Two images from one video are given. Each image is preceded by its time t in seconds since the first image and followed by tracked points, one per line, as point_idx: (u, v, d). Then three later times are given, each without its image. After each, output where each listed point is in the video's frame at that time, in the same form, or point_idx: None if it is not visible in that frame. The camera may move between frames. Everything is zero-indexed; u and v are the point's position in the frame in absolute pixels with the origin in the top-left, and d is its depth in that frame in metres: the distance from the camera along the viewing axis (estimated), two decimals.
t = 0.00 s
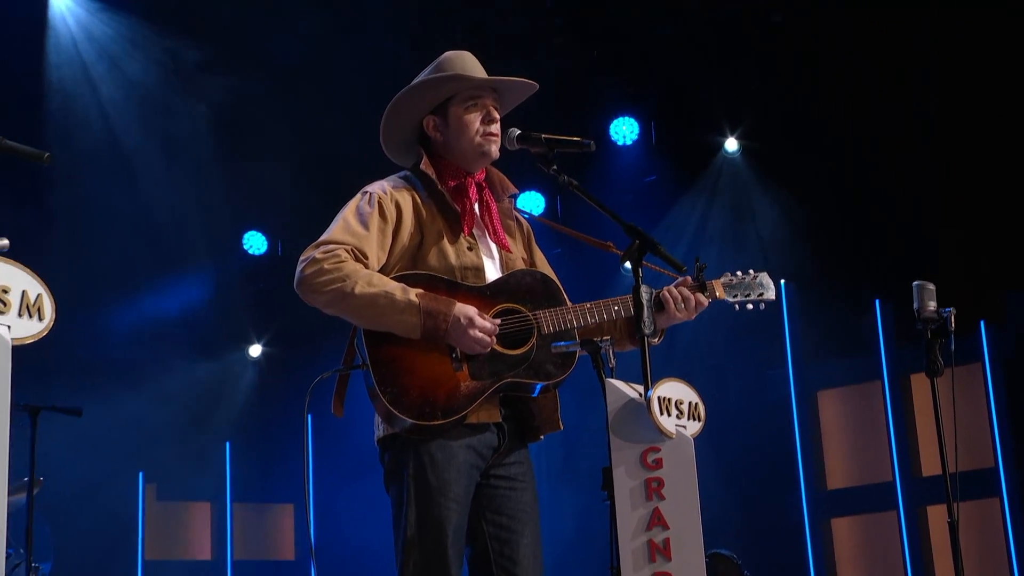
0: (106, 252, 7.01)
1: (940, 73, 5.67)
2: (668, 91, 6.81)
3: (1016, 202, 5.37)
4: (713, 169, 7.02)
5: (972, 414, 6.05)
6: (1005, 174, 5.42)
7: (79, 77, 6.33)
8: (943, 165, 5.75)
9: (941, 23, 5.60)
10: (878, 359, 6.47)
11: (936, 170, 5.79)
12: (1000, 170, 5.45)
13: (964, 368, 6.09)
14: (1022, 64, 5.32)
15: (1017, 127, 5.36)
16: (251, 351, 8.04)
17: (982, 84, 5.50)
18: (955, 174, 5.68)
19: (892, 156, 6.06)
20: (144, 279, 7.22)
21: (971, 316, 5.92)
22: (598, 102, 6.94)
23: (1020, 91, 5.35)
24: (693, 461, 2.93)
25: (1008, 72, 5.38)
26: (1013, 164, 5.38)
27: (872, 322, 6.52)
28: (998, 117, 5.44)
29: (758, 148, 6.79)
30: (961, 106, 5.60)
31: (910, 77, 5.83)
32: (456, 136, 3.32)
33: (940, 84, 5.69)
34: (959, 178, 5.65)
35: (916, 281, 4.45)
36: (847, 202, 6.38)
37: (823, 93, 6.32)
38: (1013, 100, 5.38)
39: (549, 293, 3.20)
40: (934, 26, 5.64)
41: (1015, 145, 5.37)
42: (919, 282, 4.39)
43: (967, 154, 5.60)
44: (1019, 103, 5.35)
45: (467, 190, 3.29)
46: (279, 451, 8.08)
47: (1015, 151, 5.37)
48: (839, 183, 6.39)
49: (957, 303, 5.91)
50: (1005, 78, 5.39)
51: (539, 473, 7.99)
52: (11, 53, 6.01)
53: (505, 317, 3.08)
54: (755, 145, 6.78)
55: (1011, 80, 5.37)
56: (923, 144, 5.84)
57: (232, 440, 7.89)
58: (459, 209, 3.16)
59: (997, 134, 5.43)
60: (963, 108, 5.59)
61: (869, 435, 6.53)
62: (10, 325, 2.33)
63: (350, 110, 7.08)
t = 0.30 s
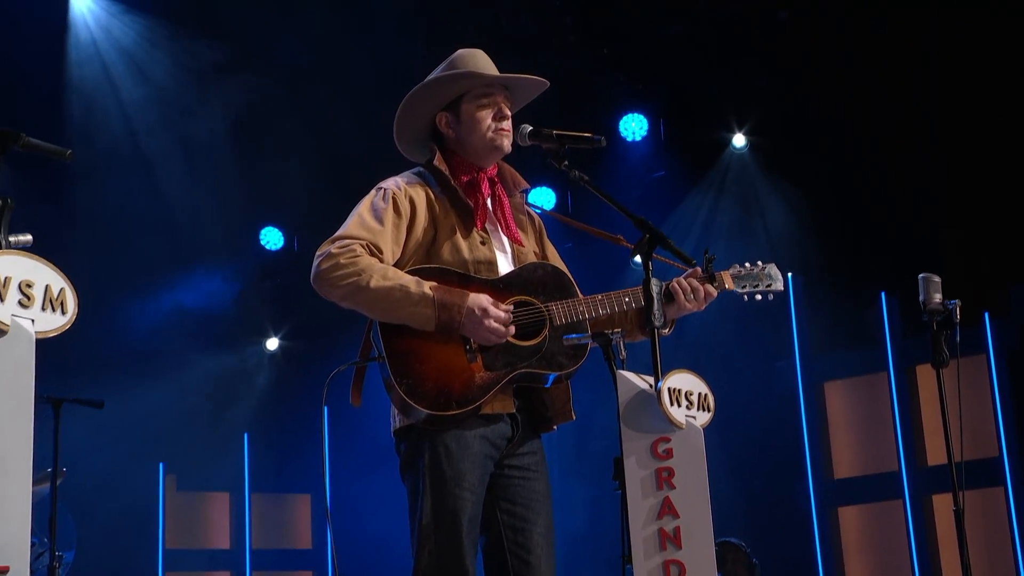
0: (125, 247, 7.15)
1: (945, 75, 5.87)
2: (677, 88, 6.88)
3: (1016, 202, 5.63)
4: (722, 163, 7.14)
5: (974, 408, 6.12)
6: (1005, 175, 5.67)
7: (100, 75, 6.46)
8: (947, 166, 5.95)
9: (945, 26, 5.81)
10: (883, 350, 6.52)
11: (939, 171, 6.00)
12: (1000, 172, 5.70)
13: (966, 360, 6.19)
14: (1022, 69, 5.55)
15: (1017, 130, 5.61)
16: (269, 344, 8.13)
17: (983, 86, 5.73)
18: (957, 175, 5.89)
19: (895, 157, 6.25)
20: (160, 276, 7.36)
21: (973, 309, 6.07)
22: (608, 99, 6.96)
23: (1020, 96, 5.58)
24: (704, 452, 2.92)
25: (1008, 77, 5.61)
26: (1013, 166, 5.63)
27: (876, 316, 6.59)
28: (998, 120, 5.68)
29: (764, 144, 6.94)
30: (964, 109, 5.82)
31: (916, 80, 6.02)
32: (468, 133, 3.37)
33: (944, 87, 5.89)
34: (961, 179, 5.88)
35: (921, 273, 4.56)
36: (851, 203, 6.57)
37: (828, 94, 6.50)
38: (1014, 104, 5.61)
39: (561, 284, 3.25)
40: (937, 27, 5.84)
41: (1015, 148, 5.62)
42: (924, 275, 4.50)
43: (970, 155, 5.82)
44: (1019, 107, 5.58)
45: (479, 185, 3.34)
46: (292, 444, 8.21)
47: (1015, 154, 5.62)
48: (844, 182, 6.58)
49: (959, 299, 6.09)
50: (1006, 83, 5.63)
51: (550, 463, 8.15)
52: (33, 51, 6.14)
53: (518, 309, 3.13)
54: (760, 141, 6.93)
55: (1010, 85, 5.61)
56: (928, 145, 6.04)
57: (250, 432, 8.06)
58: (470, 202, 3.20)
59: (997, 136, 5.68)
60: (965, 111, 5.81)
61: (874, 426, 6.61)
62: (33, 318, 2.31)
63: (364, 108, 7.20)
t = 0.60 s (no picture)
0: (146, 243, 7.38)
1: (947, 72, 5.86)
2: (687, 88, 6.95)
3: (1016, 201, 5.60)
4: (732, 160, 7.15)
5: (982, 400, 6.35)
6: (1005, 175, 5.64)
7: (122, 75, 6.60)
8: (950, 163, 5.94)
9: (946, 24, 5.81)
10: (891, 339, 6.73)
11: (941, 170, 5.98)
12: (1000, 169, 5.67)
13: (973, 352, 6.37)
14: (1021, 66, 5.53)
15: (1016, 127, 5.57)
16: (286, 338, 8.35)
17: (982, 89, 5.72)
18: (959, 173, 5.88)
19: (900, 155, 6.24)
20: (182, 270, 7.59)
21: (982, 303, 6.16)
22: (619, 99, 7.06)
23: (1020, 92, 5.55)
24: (715, 444, 2.99)
25: (1008, 74, 5.58)
26: (1012, 163, 5.60)
27: (885, 310, 6.74)
28: (998, 116, 5.65)
29: (774, 140, 6.93)
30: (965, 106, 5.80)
31: (920, 78, 6.01)
32: (478, 132, 3.35)
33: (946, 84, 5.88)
34: (963, 176, 5.85)
35: (929, 268, 4.58)
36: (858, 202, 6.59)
37: (833, 93, 6.50)
38: (1013, 101, 5.58)
39: (574, 276, 3.27)
40: (939, 27, 5.85)
41: (1015, 144, 5.58)
42: (933, 269, 4.54)
43: (970, 152, 5.80)
44: (1018, 103, 5.55)
45: (492, 181, 3.31)
46: (311, 435, 8.44)
47: (1015, 151, 5.58)
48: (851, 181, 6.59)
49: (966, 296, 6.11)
50: (1005, 79, 5.60)
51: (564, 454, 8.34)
52: (58, 54, 6.28)
53: (533, 301, 3.16)
54: (770, 137, 6.92)
55: (1010, 82, 5.58)
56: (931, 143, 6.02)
57: (269, 424, 8.29)
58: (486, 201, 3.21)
59: (997, 139, 5.65)
60: (967, 108, 5.79)
61: (882, 416, 6.86)
62: (58, 313, 2.40)
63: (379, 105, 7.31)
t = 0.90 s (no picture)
0: (166, 236, 7.54)
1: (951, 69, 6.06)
2: (691, 84, 6.96)
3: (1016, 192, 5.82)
4: (741, 152, 7.25)
5: (989, 389, 6.43)
6: (1006, 167, 5.88)
7: (142, 70, 6.73)
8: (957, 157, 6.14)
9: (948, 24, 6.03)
10: (898, 329, 6.88)
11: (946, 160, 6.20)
12: (1001, 161, 5.90)
13: (981, 341, 6.46)
14: (1020, 63, 5.76)
15: (1017, 122, 5.81)
16: (304, 330, 8.50)
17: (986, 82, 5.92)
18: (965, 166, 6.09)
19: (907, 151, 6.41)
20: (202, 263, 7.77)
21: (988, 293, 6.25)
22: (630, 94, 7.08)
23: (1020, 88, 5.78)
24: (726, 434, 3.05)
25: (1006, 71, 5.81)
26: (1014, 155, 5.84)
27: (891, 301, 6.91)
28: (999, 111, 5.88)
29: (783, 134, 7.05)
30: (968, 102, 6.00)
31: (925, 75, 6.21)
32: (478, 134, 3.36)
33: (951, 81, 6.08)
34: (969, 170, 6.06)
35: (935, 259, 4.67)
36: (869, 199, 6.74)
37: (840, 89, 6.64)
38: (1014, 97, 5.81)
39: (585, 264, 3.25)
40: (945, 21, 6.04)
41: (1016, 137, 5.82)
42: (938, 260, 4.60)
43: (974, 146, 6.02)
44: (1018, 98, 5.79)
45: (502, 176, 3.29)
46: (331, 425, 8.73)
47: (1016, 144, 5.82)
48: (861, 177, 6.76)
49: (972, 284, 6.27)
50: (1005, 76, 5.83)
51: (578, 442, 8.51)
52: (80, 52, 6.41)
53: (546, 290, 3.16)
54: (778, 130, 7.05)
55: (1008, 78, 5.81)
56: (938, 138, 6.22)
57: (288, 414, 8.55)
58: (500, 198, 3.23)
59: (999, 132, 5.89)
60: (971, 104, 5.99)
61: (890, 407, 6.95)
62: (83, 305, 2.22)
63: (394, 100, 7.40)
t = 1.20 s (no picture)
0: (193, 229, 7.71)
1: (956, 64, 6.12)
2: (711, 76, 7.09)
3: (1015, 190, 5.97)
4: (756, 144, 7.30)
5: (1003, 375, 6.48)
6: (1005, 168, 6.01)
7: (168, 65, 6.91)
8: (959, 150, 6.24)
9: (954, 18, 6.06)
10: (911, 320, 6.89)
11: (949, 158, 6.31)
12: (1001, 158, 6.03)
13: (995, 330, 6.52)
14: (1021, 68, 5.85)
15: (1016, 130, 5.92)
16: (328, 320, 8.62)
17: (985, 82, 6.02)
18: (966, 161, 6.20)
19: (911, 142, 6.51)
20: (229, 256, 7.99)
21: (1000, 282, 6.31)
22: (646, 88, 7.19)
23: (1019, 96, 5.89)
24: (743, 417, 3.15)
25: (1008, 71, 5.90)
26: (1013, 153, 5.96)
27: (905, 289, 6.98)
28: (1000, 108, 5.98)
29: (796, 126, 7.11)
30: (972, 97, 6.08)
31: (931, 67, 6.26)
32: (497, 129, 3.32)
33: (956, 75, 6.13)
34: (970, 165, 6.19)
35: (949, 247, 4.70)
36: (874, 188, 6.89)
37: (846, 83, 6.73)
38: (1013, 97, 5.91)
39: (604, 256, 3.28)
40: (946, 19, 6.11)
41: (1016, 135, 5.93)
42: (952, 248, 4.65)
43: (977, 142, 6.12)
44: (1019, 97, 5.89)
45: (523, 169, 3.26)
46: (353, 415, 8.85)
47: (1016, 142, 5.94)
48: (866, 166, 6.89)
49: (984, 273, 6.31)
50: (1006, 74, 5.92)
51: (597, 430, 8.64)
52: (109, 52, 6.61)
53: (566, 281, 3.19)
54: (793, 124, 7.10)
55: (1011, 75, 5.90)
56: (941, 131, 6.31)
57: (313, 403, 8.75)
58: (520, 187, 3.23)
59: (997, 131, 6.00)
60: (974, 100, 6.07)
61: (904, 393, 6.98)
62: (113, 295, 2.40)
63: (414, 94, 7.49)
